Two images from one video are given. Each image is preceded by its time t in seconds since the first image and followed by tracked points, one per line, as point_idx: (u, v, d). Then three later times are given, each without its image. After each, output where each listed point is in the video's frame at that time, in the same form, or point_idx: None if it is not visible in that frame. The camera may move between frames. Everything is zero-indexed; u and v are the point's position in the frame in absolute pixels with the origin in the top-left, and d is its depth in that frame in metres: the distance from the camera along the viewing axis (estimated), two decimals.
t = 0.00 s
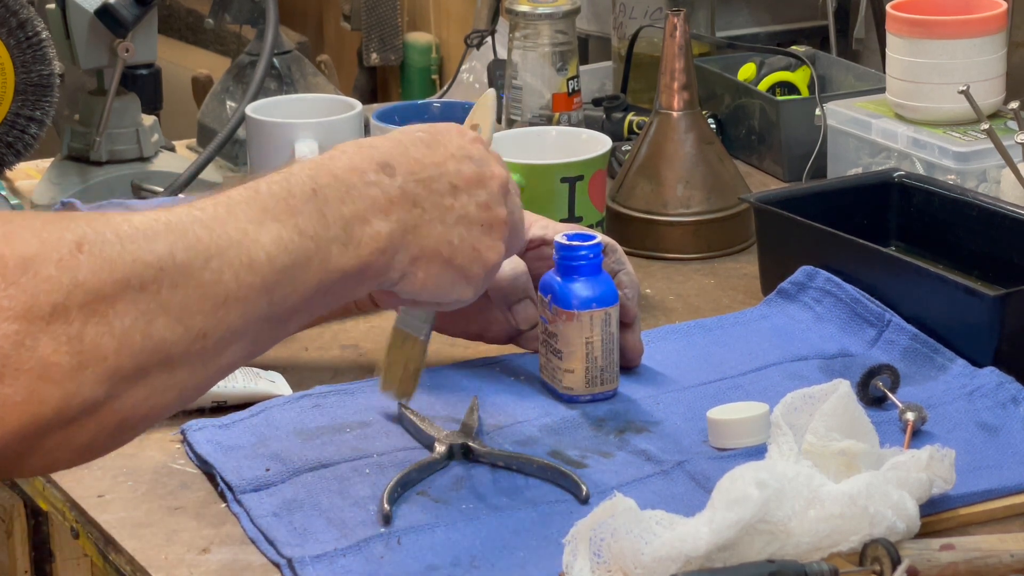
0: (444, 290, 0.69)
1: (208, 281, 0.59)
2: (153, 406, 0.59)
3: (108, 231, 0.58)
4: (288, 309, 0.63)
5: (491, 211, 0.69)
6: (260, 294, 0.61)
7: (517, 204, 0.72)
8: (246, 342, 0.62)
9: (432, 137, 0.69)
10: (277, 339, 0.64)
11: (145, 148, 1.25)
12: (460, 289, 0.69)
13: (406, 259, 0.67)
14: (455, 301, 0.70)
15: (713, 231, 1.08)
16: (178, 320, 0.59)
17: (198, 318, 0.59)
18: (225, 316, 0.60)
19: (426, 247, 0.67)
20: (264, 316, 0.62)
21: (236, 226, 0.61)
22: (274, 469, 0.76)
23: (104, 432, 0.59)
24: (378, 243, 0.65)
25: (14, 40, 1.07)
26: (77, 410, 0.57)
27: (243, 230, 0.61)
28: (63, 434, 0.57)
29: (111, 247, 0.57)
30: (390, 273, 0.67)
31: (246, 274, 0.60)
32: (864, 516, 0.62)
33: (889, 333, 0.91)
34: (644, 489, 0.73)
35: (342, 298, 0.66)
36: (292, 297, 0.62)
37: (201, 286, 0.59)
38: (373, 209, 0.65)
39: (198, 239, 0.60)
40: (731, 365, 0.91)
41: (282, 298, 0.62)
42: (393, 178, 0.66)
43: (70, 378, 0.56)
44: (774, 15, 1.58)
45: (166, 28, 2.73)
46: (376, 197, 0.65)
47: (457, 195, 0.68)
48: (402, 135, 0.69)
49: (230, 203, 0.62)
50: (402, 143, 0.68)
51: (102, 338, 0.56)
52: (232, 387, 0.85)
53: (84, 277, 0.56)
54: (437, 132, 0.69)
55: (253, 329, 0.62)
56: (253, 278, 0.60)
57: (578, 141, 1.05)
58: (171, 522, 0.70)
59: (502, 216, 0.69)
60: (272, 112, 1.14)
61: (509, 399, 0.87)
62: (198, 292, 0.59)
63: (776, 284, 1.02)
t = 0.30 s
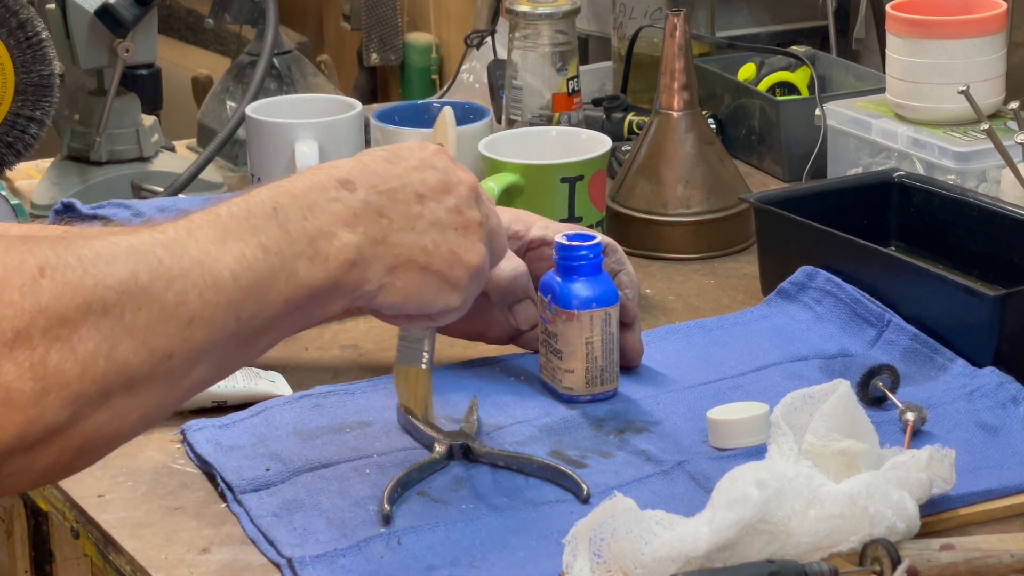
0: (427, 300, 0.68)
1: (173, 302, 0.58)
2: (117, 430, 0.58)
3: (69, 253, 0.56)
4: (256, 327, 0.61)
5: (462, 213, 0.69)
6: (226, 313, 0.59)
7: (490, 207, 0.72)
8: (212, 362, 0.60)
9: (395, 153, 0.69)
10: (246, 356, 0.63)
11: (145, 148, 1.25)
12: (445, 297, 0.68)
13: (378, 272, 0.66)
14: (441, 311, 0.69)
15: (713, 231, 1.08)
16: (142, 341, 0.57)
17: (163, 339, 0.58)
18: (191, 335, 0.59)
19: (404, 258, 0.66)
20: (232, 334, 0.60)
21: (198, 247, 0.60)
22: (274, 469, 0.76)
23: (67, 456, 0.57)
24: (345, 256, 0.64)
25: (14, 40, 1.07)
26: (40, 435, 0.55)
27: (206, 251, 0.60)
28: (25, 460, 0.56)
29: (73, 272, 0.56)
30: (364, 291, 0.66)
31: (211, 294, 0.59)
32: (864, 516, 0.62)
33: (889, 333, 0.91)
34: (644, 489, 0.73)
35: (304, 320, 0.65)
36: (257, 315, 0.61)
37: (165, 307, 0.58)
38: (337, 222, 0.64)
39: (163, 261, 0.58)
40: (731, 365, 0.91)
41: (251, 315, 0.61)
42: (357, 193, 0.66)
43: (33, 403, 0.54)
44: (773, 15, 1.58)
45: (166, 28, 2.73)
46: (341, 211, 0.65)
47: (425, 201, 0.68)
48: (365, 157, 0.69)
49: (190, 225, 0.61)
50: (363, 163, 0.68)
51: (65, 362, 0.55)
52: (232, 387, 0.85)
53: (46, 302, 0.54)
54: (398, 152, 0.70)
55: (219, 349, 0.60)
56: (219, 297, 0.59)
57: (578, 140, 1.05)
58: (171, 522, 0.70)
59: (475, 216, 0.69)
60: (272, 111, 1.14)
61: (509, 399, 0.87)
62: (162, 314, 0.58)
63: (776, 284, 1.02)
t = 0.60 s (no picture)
0: (404, 403, 0.60)
1: (83, 405, 0.49)
2: None
3: None
4: (176, 434, 0.53)
5: (469, 325, 0.59)
6: (144, 421, 0.51)
7: (507, 312, 0.61)
8: (117, 467, 0.52)
9: (423, 233, 0.58)
10: (162, 460, 0.54)
11: (145, 148, 1.25)
12: (423, 402, 0.60)
13: (345, 382, 0.57)
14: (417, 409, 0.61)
15: (713, 231, 1.08)
16: (38, 442, 0.49)
17: (60, 442, 0.49)
18: (94, 443, 0.50)
19: (384, 367, 0.57)
20: (144, 441, 0.52)
21: (132, 344, 0.50)
22: (274, 469, 0.76)
23: None
24: (310, 367, 0.55)
25: (14, 40, 1.07)
26: None
27: (140, 349, 0.51)
28: None
29: None
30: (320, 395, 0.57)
31: (126, 400, 0.50)
32: (864, 516, 0.62)
33: (889, 333, 0.91)
34: (644, 489, 0.73)
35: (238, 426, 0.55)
36: (178, 423, 0.52)
37: (73, 410, 0.49)
38: (313, 326, 0.55)
39: (84, 357, 0.49)
40: (731, 366, 0.91)
41: (172, 422, 0.52)
42: (348, 294, 0.56)
43: None
44: (773, 15, 1.58)
45: (166, 28, 2.74)
46: (321, 314, 0.55)
47: (428, 311, 0.58)
48: (385, 234, 0.58)
49: (138, 310, 0.52)
50: (373, 247, 0.57)
51: None
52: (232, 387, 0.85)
53: None
54: (426, 230, 0.59)
55: (125, 455, 0.52)
56: (139, 404, 0.50)
57: (578, 140, 1.05)
58: (171, 522, 0.70)
59: (483, 331, 0.59)
60: (273, 111, 1.14)
61: (509, 399, 0.87)
62: (67, 416, 0.49)
63: (776, 284, 1.02)
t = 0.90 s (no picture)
0: (373, 409, 0.61)
1: (15, 433, 0.51)
2: None
3: None
4: (119, 457, 0.54)
5: (426, 321, 0.60)
6: (81, 446, 0.52)
7: (468, 304, 0.63)
8: (61, 489, 0.54)
9: (368, 237, 0.60)
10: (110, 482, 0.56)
11: (145, 148, 1.25)
12: (392, 407, 0.62)
13: (306, 393, 0.59)
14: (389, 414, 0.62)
15: (713, 231, 1.08)
16: None
17: None
18: (33, 468, 0.52)
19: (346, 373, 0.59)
20: (89, 464, 0.53)
21: (67, 369, 0.52)
22: (274, 469, 0.76)
23: None
24: (261, 382, 0.57)
25: (14, 40, 1.07)
26: None
27: (76, 374, 0.52)
28: None
29: None
30: (284, 409, 0.59)
31: (64, 425, 0.52)
32: (865, 516, 0.61)
33: (889, 333, 0.91)
34: (644, 490, 0.73)
35: (178, 451, 0.57)
36: (121, 447, 0.54)
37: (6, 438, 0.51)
38: (259, 341, 0.57)
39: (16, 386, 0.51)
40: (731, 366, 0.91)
41: (113, 446, 0.53)
42: (295, 306, 0.57)
43: None
44: (773, 15, 1.58)
45: (166, 28, 2.74)
46: (267, 328, 0.57)
47: (381, 314, 0.59)
48: (331, 241, 0.60)
49: (74, 335, 0.54)
50: (317, 254, 0.59)
51: None
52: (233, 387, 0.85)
53: None
54: (371, 234, 0.60)
55: (67, 479, 0.53)
56: (75, 430, 0.52)
57: (578, 140, 1.05)
58: (171, 522, 0.70)
59: (442, 324, 0.61)
60: (272, 112, 1.14)
61: (509, 399, 0.87)
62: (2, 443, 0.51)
63: (776, 284, 1.02)
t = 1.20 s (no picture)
0: (422, 419, 0.61)
1: (61, 432, 0.51)
2: None
3: None
4: (162, 460, 0.54)
5: (473, 331, 0.59)
6: (126, 448, 0.52)
7: (517, 315, 0.61)
8: (105, 489, 0.53)
9: (415, 246, 0.59)
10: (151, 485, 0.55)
11: (145, 148, 1.25)
12: (440, 416, 0.61)
13: (352, 402, 0.59)
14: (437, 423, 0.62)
15: (713, 231, 1.08)
16: (19, 469, 0.50)
17: (43, 468, 0.51)
18: (77, 469, 0.51)
19: (391, 383, 0.59)
20: (132, 466, 0.53)
21: (111, 372, 0.52)
22: (274, 469, 0.76)
23: None
24: (306, 391, 0.56)
25: (14, 40, 1.07)
26: None
27: (120, 377, 0.52)
28: None
29: None
30: (329, 419, 0.59)
31: (108, 428, 0.51)
32: (865, 516, 0.61)
33: (889, 333, 0.91)
34: (644, 490, 0.73)
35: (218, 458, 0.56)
36: (164, 451, 0.53)
37: (51, 437, 0.50)
38: (304, 350, 0.56)
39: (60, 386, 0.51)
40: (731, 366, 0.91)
41: (157, 449, 0.53)
42: (340, 316, 0.57)
43: None
44: (773, 15, 1.58)
45: (166, 28, 2.73)
46: (313, 338, 0.57)
47: (427, 323, 0.58)
48: (379, 250, 0.59)
49: (118, 338, 0.54)
50: (363, 264, 0.59)
51: None
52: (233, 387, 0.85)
53: None
54: (419, 242, 0.59)
55: (112, 479, 0.53)
56: (119, 432, 0.52)
57: (578, 140, 1.05)
58: (171, 522, 0.70)
59: (488, 335, 0.60)
60: (272, 111, 1.14)
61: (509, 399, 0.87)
62: (45, 443, 0.50)
63: (776, 284, 1.02)
